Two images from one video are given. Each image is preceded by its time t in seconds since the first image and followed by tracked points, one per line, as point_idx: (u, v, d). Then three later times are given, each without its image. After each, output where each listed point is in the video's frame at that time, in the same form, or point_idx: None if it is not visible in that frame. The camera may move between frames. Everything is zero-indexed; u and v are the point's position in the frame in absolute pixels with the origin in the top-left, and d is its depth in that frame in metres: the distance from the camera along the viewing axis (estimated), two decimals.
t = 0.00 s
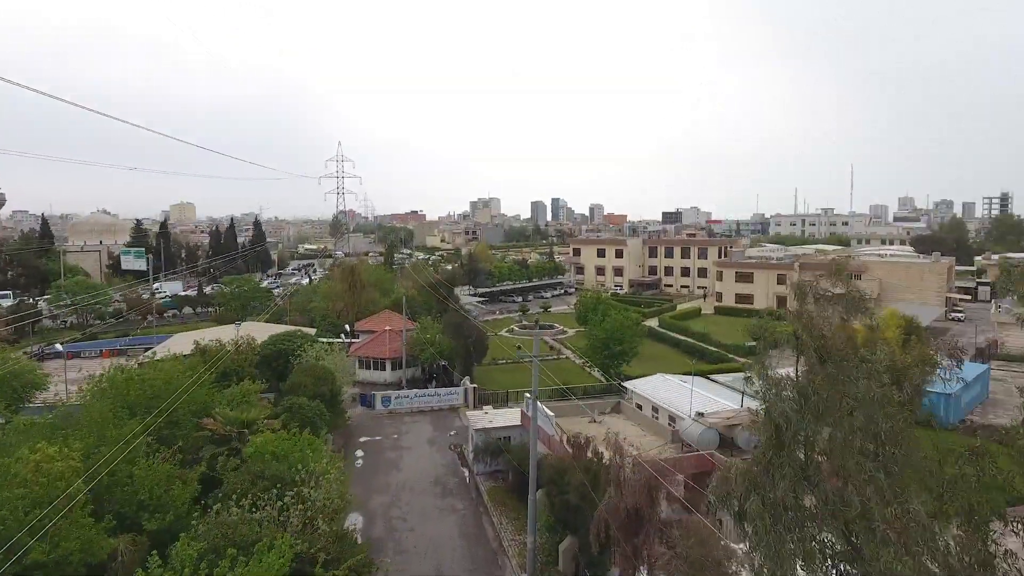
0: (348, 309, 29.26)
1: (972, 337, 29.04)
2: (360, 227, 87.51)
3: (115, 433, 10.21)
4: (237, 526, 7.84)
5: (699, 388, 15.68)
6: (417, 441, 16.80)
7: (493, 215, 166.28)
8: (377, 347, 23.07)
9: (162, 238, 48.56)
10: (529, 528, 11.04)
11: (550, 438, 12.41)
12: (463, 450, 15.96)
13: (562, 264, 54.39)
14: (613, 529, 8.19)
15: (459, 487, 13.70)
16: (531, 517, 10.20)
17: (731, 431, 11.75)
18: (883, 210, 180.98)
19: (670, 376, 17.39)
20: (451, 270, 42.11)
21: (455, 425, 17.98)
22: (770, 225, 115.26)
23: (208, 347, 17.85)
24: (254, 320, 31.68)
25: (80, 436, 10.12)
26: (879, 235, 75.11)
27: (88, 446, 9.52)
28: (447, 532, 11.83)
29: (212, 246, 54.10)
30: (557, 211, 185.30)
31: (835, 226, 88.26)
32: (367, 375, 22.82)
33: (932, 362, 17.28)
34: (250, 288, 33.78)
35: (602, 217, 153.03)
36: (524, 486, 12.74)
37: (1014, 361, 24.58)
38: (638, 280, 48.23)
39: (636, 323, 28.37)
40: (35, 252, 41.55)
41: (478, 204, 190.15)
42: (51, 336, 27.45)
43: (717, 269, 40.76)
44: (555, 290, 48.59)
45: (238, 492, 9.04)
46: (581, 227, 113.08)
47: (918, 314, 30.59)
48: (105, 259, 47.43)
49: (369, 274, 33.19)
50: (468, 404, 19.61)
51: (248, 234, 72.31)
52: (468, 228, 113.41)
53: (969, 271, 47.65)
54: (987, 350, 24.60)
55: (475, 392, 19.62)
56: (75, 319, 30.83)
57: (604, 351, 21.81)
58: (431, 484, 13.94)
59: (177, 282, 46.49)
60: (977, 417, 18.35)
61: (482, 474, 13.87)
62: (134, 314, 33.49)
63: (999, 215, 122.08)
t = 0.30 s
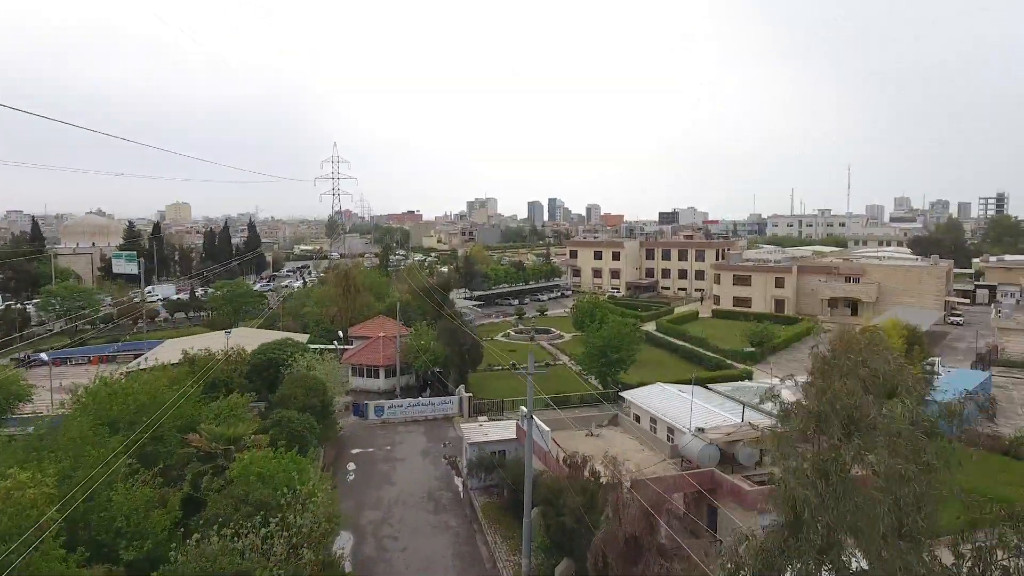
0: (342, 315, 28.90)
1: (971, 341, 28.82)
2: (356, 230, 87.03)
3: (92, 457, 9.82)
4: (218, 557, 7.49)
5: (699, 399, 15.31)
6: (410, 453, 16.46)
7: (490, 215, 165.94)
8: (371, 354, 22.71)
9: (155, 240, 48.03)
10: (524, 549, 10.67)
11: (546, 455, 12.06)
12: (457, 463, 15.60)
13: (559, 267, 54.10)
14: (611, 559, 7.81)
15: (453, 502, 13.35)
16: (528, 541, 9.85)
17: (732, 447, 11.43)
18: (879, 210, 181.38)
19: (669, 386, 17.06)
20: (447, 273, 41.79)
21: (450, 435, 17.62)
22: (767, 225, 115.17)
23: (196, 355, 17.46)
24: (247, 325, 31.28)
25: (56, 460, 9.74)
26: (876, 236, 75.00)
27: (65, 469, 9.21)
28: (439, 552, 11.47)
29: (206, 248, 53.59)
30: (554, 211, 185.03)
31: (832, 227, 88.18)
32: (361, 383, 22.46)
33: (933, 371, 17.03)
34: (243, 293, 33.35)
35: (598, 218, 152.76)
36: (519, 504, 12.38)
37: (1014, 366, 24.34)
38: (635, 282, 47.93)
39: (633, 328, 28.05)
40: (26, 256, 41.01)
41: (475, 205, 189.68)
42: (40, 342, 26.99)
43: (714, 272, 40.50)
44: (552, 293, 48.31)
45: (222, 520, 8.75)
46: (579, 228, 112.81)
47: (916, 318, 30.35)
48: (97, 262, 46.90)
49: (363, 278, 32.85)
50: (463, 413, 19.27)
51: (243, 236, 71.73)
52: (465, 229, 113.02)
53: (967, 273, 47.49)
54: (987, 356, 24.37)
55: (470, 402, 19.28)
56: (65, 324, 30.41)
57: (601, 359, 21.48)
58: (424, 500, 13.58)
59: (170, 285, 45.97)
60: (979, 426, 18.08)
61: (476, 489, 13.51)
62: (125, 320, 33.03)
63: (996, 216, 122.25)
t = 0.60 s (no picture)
0: (331, 319, 28.42)
1: (965, 345, 28.74)
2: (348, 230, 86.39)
3: (64, 480, 9.41)
4: None
5: (695, 409, 14.99)
6: (399, 464, 16.07)
7: (482, 215, 165.52)
8: (361, 361, 22.29)
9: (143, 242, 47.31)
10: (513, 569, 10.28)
11: (537, 470, 11.68)
12: (448, 476, 15.25)
13: (552, 268, 53.78)
14: None
15: (443, 518, 12.97)
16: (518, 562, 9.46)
17: (729, 462, 11.12)
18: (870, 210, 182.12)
19: (664, 395, 16.74)
20: (439, 277, 41.39)
21: (440, 446, 17.26)
22: (759, 226, 115.30)
23: (179, 365, 17.05)
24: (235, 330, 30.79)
25: (26, 484, 9.37)
26: (868, 236, 75.13)
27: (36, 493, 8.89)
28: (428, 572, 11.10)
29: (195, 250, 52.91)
30: (547, 211, 184.89)
31: (824, 227, 88.28)
32: (350, 391, 22.04)
33: (930, 378, 16.83)
34: (231, 296, 32.80)
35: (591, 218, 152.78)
36: (510, 521, 12.01)
37: (1009, 371, 24.23)
38: (628, 284, 47.68)
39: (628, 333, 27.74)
40: (10, 259, 40.27)
41: (467, 205, 189.21)
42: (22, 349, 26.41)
43: (708, 275, 40.28)
44: (545, 295, 48.00)
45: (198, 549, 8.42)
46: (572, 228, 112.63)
47: (910, 321, 30.24)
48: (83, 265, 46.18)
49: (353, 282, 32.41)
50: (454, 422, 18.88)
51: (233, 238, 70.99)
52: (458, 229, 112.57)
53: (959, 275, 47.53)
54: (982, 361, 24.26)
55: (461, 410, 18.90)
56: (48, 330, 29.83)
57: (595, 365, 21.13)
58: (413, 516, 13.20)
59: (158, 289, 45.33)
60: (976, 433, 17.90)
61: (466, 505, 13.14)
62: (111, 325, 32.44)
63: (986, 216, 122.76)
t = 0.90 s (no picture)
0: (316, 324, 27.96)
1: (953, 348, 28.81)
2: (336, 231, 85.78)
3: (28, 506, 9.15)
4: None
5: (686, 419, 14.74)
6: (384, 476, 15.67)
7: (472, 215, 165.29)
8: (345, 369, 21.84)
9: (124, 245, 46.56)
10: None
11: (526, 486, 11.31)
12: (434, 489, 14.88)
13: (541, 270, 53.53)
14: None
15: (429, 535, 12.61)
16: None
17: (722, 478, 10.85)
18: (856, 210, 183.75)
19: (655, 403, 16.48)
20: (426, 280, 40.97)
21: (427, 457, 16.88)
22: (747, 226, 115.73)
23: (157, 375, 16.60)
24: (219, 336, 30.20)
25: None
26: (855, 237, 75.58)
27: None
28: None
29: (178, 251, 52.13)
30: (536, 211, 185.00)
31: (811, 228, 88.87)
32: (335, 400, 21.59)
33: (921, 384, 16.71)
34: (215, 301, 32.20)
35: (580, 218, 153.07)
36: (497, 539, 11.66)
37: (997, 376, 24.31)
38: (618, 286, 47.47)
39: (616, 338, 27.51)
40: None
41: (457, 204, 189.22)
42: None
43: (697, 277, 40.16)
44: (534, 297, 47.75)
45: None
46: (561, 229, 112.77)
47: (898, 324, 30.26)
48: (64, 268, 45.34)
49: (339, 286, 31.91)
50: (441, 431, 18.52)
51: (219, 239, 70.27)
52: (447, 229, 112.25)
53: (945, 277, 47.91)
54: (970, 365, 24.27)
55: (448, 420, 18.53)
56: (25, 336, 29.12)
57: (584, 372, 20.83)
58: (398, 532, 12.83)
59: (140, 292, 44.62)
60: (966, 439, 17.83)
61: (453, 521, 12.78)
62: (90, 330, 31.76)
63: (970, 217, 124.18)
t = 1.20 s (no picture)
0: (307, 329, 27.55)
1: (949, 353, 28.66)
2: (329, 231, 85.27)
3: None
4: None
5: (683, 429, 14.42)
6: (374, 488, 15.31)
7: (466, 215, 165.11)
8: (336, 376, 21.43)
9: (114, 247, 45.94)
10: None
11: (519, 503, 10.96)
12: (425, 502, 14.51)
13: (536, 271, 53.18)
14: None
15: (419, 552, 12.27)
16: None
17: (720, 494, 10.55)
18: (849, 211, 184.63)
19: (651, 412, 16.18)
20: (420, 283, 40.61)
21: (418, 468, 16.51)
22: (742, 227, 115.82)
23: (141, 385, 16.22)
24: (208, 341, 29.73)
25: None
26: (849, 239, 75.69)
27: None
28: None
29: (169, 254, 51.53)
30: (531, 211, 184.89)
31: (806, 229, 89.00)
32: (325, 408, 21.20)
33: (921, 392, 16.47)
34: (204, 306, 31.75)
35: (575, 218, 153.27)
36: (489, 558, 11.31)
37: (994, 381, 24.17)
38: (612, 288, 47.20)
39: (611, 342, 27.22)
40: None
41: (452, 204, 188.89)
42: None
43: (692, 279, 39.93)
44: (529, 299, 47.42)
45: None
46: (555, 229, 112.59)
47: (894, 328, 30.07)
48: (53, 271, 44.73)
49: (331, 290, 31.48)
50: (433, 441, 18.16)
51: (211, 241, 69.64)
52: (442, 229, 111.90)
53: (940, 278, 47.90)
54: (967, 370, 24.11)
55: (440, 429, 18.17)
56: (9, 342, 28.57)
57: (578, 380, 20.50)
58: (387, 549, 12.48)
59: (130, 295, 44.03)
60: (965, 448, 17.61)
61: (444, 537, 12.44)
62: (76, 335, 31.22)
63: (962, 217, 124.95)
